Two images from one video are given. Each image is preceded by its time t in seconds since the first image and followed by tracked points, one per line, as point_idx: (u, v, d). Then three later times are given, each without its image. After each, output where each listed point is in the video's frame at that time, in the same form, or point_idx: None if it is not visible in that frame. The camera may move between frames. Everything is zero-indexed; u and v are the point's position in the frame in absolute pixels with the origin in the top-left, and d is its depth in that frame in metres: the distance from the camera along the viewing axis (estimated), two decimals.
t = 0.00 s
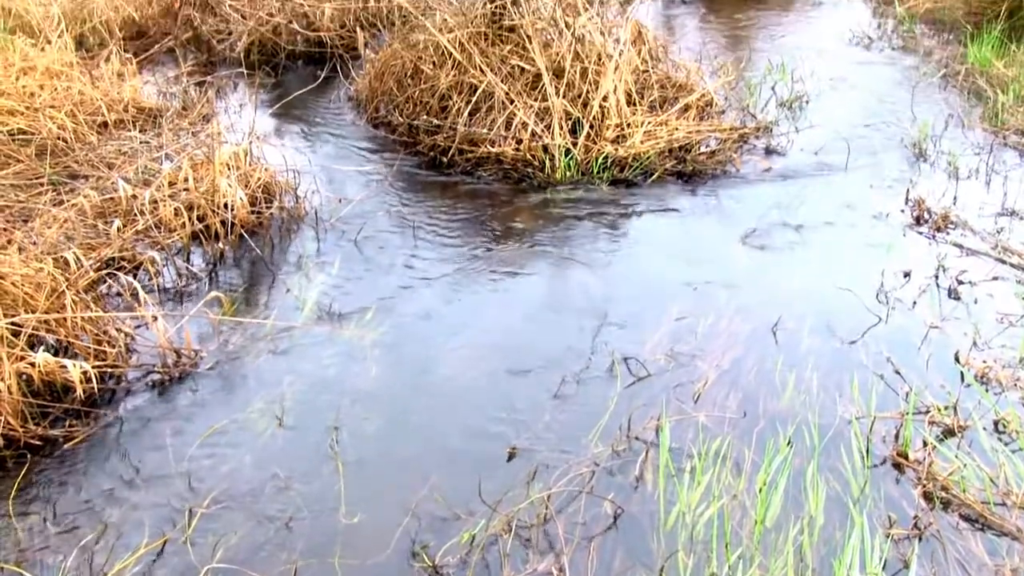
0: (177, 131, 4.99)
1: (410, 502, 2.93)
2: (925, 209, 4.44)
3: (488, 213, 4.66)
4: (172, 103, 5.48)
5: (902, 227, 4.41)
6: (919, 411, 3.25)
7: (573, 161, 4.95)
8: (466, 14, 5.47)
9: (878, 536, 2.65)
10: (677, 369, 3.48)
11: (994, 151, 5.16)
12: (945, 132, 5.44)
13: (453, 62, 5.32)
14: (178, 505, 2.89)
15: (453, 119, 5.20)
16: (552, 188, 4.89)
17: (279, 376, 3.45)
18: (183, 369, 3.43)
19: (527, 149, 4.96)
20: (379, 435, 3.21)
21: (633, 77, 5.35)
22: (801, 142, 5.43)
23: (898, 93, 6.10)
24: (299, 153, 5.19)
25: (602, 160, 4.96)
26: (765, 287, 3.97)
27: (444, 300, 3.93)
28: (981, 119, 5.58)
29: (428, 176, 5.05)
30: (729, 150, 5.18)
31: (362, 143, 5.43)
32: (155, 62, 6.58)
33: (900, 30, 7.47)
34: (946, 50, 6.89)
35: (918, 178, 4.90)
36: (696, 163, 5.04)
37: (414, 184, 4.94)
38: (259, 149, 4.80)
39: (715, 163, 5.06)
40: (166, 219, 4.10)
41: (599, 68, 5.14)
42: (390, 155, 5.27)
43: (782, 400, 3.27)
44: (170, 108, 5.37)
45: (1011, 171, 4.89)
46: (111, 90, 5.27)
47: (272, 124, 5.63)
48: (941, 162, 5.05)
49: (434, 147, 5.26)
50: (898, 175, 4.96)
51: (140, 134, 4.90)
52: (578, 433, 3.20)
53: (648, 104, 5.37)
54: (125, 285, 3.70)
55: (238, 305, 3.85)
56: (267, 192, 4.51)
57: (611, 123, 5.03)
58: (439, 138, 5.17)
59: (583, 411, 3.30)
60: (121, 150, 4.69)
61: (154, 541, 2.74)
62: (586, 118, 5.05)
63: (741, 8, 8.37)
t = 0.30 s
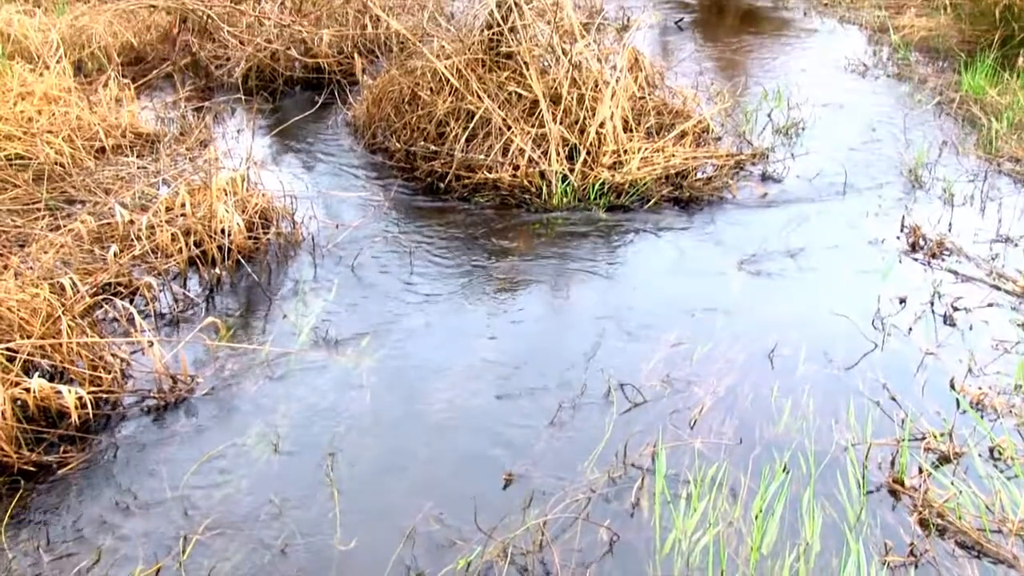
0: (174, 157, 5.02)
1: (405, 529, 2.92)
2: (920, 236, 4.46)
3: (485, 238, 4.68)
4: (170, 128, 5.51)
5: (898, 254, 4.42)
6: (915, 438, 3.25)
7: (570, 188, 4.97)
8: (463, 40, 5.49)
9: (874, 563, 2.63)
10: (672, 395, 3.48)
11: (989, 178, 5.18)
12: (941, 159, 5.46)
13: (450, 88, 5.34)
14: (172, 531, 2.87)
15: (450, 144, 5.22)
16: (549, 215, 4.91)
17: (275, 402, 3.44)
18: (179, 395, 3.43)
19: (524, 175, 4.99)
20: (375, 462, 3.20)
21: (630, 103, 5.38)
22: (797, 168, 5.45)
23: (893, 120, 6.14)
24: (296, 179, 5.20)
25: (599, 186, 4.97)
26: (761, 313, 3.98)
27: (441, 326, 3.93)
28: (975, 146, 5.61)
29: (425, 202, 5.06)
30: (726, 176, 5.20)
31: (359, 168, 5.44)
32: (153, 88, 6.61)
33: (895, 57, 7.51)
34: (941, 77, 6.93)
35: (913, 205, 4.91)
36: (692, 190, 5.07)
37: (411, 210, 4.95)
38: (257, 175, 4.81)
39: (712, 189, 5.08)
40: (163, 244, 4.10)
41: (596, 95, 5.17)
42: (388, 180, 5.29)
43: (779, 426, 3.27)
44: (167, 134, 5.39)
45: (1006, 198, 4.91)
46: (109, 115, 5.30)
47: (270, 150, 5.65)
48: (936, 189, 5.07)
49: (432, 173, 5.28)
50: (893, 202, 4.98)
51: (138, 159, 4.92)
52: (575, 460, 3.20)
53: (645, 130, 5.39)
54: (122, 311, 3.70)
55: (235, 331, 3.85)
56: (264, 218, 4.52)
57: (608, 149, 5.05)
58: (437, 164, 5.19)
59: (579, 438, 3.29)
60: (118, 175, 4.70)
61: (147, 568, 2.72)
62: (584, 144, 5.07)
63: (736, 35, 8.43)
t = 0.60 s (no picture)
0: (173, 182, 5.05)
1: (401, 555, 2.90)
2: (916, 262, 4.48)
3: (482, 263, 4.69)
4: (169, 152, 5.55)
5: (894, 280, 4.44)
6: (911, 465, 3.24)
7: (568, 214, 4.98)
8: (462, 66, 5.53)
9: None
10: (668, 421, 3.48)
11: (984, 205, 5.20)
12: (936, 186, 5.48)
13: (449, 113, 5.38)
14: (166, 556, 2.85)
15: (448, 169, 5.24)
16: (546, 241, 4.91)
17: (271, 427, 3.44)
18: (175, 419, 3.43)
19: (521, 200, 4.98)
20: (371, 487, 3.19)
21: (628, 129, 5.42)
22: (794, 194, 5.47)
23: (889, 147, 6.17)
24: (294, 203, 5.22)
25: (596, 212, 4.98)
26: (758, 339, 3.98)
27: (438, 351, 3.93)
28: (971, 173, 5.63)
29: (422, 227, 5.07)
30: (722, 202, 5.23)
31: (358, 193, 5.46)
32: (152, 111, 6.65)
33: (891, 84, 7.56)
34: (936, 104, 6.97)
35: (909, 232, 4.93)
36: (690, 216, 5.08)
37: (409, 235, 4.96)
38: (255, 199, 4.83)
39: (708, 216, 5.10)
40: (160, 268, 4.12)
41: (594, 121, 5.21)
42: (386, 205, 5.31)
43: (775, 453, 3.27)
44: (166, 157, 5.42)
45: (1002, 226, 4.93)
46: (109, 139, 5.34)
47: (268, 174, 5.67)
48: (932, 216, 5.09)
49: (429, 198, 5.29)
50: (889, 228, 5.00)
51: (136, 184, 4.93)
52: (571, 486, 3.19)
53: (642, 156, 5.41)
54: (118, 335, 3.71)
55: (232, 355, 3.85)
56: (261, 242, 4.53)
57: (605, 175, 5.07)
58: (434, 189, 5.20)
59: (576, 465, 3.29)
60: (117, 200, 4.73)
61: None
62: (581, 170, 5.09)
63: (734, 62, 8.47)
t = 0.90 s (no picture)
0: (173, 205, 5.07)
1: None
2: (916, 284, 4.48)
3: (481, 286, 4.70)
4: (169, 175, 5.57)
5: (894, 302, 4.44)
6: (912, 488, 3.23)
7: (567, 237, 4.98)
8: (461, 89, 5.57)
9: None
10: (668, 444, 3.48)
11: (984, 228, 5.20)
12: (935, 209, 5.48)
13: (448, 137, 5.40)
14: None
15: (447, 193, 5.25)
16: (546, 264, 4.92)
17: (270, 452, 3.43)
18: (174, 443, 3.43)
19: (521, 224, 4.99)
20: (371, 511, 3.17)
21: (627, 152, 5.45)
22: (793, 216, 5.48)
23: (888, 169, 6.19)
24: (294, 227, 5.22)
25: (595, 235, 4.98)
26: (757, 363, 3.98)
27: (437, 374, 3.93)
28: (970, 196, 5.64)
29: (421, 250, 5.07)
30: (722, 225, 5.23)
31: (358, 217, 5.46)
32: (153, 134, 6.68)
33: (890, 107, 7.58)
34: (935, 126, 6.99)
35: (908, 254, 4.93)
36: (689, 238, 5.10)
37: (408, 259, 4.96)
38: (254, 223, 4.83)
39: (708, 238, 5.11)
40: (160, 292, 4.12)
41: (593, 144, 5.22)
42: (385, 228, 5.31)
43: (775, 476, 3.27)
44: (166, 181, 5.44)
45: (1001, 248, 4.93)
46: (109, 163, 5.36)
47: (268, 198, 5.68)
48: (931, 238, 5.09)
49: (428, 221, 5.29)
50: (889, 251, 5.00)
51: (136, 208, 4.95)
52: (571, 510, 3.18)
53: (642, 179, 5.43)
54: (118, 359, 3.71)
55: (231, 378, 3.85)
56: (261, 266, 4.54)
57: (604, 198, 5.07)
58: (433, 213, 5.20)
59: (576, 489, 3.27)
60: (117, 224, 4.74)
61: None
62: (580, 193, 5.10)
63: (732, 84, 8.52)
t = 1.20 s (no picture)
0: (173, 225, 5.08)
1: None
2: (916, 306, 4.48)
3: (481, 306, 4.70)
4: (171, 194, 5.59)
5: (894, 324, 4.44)
6: (913, 511, 3.22)
7: (567, 258, 4.99)
8: (462, 110, 5.60)
9: None
10: (668, 466, 3.47)
11: (984, 250, 5.20)
12: (936, 231, 5.48)
13: (449, 158, 5.43)
14: None
15: (448, 214, 5.26)
16: (546, 284, 4.92)
17: (269, 472, 3.43)
18: (173, 462, 3.43)
19: (521, 244, 4.99)
20: (369, 532, 3.16)
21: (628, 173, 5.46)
22: (793, 238, 5.48)
23: (888, 192, 6.20)
24: (295, 248, 5.23)
25: (596, 256, 4.98)
26: (757, 385, 3.97)
27: (437, 395, 3.93)
28: (970, 218, 5.65)
29: (422, 271, 5.08)
30: (722, 247, 5.24)
31: (358, 237, 5.47)
32: (155, 153, 6.71)
33: (889, 129, 7.61)
34: (935, 149, 7.01)
35: (908, 275, 4.93)
36: (689, 259, 5.09)
37: (408, 280, 4.96)
38: (255, 243, 4.83)
39: (708, 260, 5.11)
40: (160, 311, 4.13)
41: (593, 165, 5.24)
42: (386, 249, 5.32)
43: (775, 498, 3.26)
44: (167, 200, 5.46)
45: (1000, 270, 4.94)
46: (111, 182, 5.38)
47: (269, 218, 5.69)
48: (931, 260, 5.10)
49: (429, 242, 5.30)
50: (889, 273, 5.00)
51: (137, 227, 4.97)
52: (570, 532, 3.17)
53: (642, 200, 5.44)
54: (117, 379, 3.72)
55: (230, 398, 3.86)
56: (261, 286, 4.54)
57: (604, 220, 5.08)
58: (434, 234, 5.21)
59: (575, 511, 3.27)
60: (118, 243, 4.75)
61: None
62: (580, 214, 5.11)
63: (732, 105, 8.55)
